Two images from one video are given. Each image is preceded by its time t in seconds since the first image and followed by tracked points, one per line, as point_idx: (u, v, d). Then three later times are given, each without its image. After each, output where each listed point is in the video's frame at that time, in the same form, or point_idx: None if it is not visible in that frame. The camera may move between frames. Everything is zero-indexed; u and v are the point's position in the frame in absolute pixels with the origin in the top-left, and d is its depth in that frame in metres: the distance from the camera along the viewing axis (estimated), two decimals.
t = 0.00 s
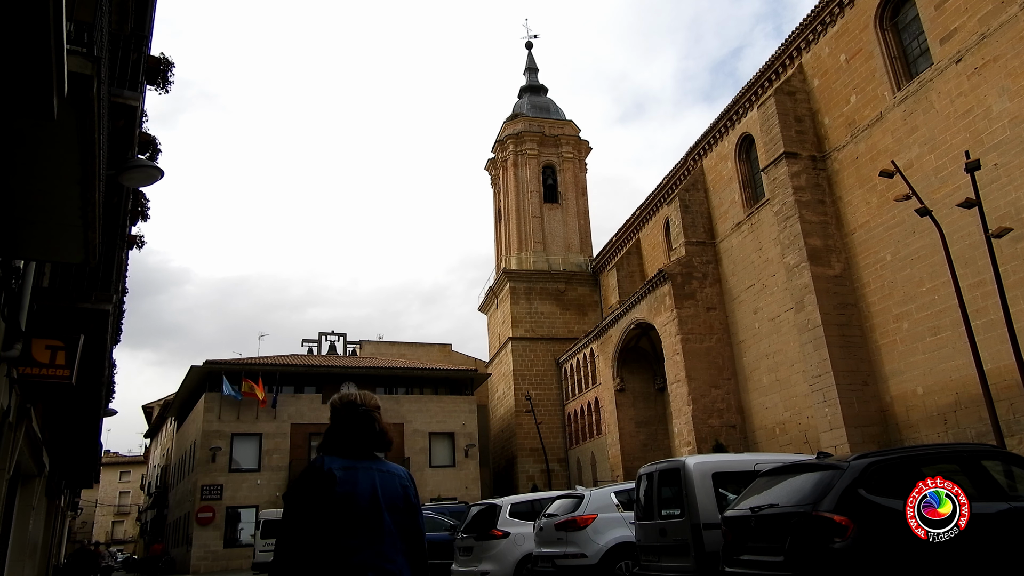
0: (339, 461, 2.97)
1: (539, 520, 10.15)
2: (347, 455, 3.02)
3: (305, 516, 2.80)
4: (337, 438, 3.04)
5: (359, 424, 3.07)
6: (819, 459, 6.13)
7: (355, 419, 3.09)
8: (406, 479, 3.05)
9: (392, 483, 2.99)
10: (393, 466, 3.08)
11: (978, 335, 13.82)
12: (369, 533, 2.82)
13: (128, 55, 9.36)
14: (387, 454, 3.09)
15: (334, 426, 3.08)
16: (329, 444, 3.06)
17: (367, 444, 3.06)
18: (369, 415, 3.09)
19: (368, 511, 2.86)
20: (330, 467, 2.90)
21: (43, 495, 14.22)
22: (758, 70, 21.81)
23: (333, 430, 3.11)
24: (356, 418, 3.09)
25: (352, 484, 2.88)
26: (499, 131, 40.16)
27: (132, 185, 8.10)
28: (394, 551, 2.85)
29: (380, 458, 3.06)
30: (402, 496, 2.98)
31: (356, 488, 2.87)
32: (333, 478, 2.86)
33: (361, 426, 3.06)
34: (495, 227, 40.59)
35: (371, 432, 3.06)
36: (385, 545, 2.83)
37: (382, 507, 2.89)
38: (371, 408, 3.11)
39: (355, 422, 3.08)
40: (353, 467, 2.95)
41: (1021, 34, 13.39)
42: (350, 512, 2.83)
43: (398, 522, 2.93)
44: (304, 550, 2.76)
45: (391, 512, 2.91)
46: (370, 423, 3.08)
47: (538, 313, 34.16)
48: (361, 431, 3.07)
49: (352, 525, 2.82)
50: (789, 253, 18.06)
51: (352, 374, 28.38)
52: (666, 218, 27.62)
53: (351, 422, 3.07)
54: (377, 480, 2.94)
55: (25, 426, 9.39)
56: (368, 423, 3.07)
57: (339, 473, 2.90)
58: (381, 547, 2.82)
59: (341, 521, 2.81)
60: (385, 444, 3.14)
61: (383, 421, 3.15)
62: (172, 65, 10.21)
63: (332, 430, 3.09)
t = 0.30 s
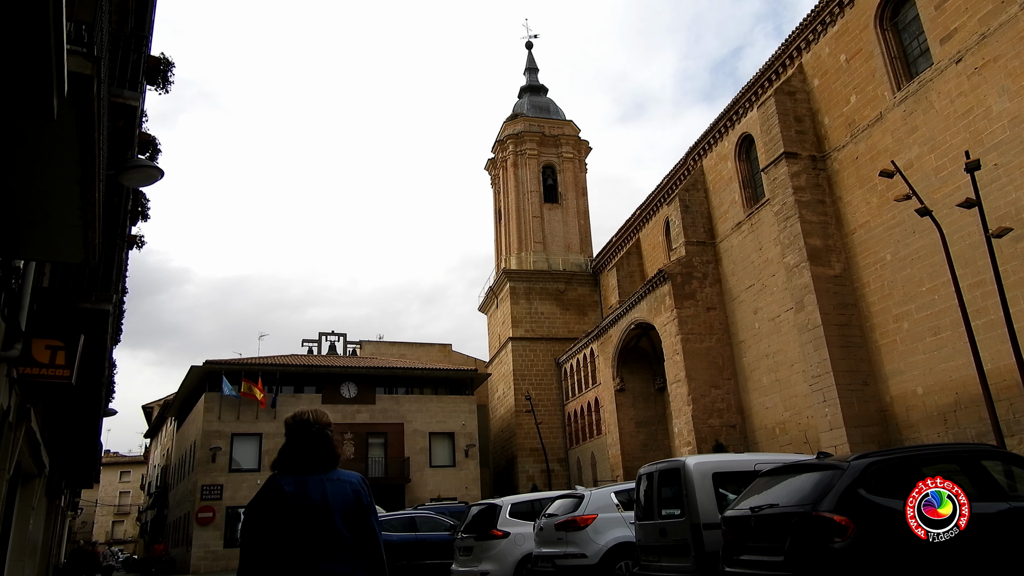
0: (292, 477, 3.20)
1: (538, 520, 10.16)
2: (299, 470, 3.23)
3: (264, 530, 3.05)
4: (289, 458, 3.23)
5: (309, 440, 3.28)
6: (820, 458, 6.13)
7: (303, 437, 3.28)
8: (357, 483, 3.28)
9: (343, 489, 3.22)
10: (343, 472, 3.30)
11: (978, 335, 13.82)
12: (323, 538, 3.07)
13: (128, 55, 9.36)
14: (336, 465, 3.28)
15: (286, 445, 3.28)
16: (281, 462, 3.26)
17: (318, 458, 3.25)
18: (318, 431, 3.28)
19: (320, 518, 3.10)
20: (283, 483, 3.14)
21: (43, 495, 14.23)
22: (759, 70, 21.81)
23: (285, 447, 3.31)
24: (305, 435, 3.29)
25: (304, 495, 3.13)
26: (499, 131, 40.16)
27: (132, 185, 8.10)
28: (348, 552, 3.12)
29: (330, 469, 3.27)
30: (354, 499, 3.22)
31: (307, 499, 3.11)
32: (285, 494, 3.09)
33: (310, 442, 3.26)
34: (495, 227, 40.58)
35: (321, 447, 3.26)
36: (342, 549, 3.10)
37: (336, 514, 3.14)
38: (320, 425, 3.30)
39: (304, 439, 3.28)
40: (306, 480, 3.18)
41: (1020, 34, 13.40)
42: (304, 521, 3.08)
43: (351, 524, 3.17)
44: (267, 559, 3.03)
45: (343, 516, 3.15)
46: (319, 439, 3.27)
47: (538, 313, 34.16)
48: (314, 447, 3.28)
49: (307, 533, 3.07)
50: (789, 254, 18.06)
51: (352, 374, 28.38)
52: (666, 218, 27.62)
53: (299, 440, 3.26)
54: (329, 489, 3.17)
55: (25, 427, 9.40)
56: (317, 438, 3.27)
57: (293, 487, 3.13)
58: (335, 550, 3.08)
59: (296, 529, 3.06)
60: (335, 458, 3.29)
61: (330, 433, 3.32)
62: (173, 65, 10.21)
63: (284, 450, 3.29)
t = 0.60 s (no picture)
0: (264, 484, 3.43)
1: (538, 521, 10.16)
2: (273, 479, 3.47)
3: (237, 531, 3.31)
4: (265, 466, 3.49)
5: (284, 447, 3.51)
6: (820, 459, 6.13)
7: (278, 446, 3.52)
8: (326, 489, 3.50)
9: (310, 495, 3.43)
10: (314, 479, 3.53)
11: (978, 335, 13.81)
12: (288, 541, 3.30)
13: (128, 55, 9.36)
14: (309, 471, 3.53)
15: (263, 453, 3.53)
16: (258, 469, 3.52)
17: (292, 464, 3.50)
18: (292, 439, 3.51)
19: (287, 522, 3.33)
20: (254, 491, 3.38)
21: (43, 495, 14.23)
22: (759, 70, 21.82)
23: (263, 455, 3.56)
24: (280, 442, 3.52)
25: (272, 502, 3.36)
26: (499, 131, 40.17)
27: (133, 185, 8.09)
28: (311, 553, 3.33)
29: (304, 475, 3.52)
30: (320, 504, 3.43)
31: (275, 506, 3.35)
32: (254, 500, 3.34)
33: (284, 451, 3.50)
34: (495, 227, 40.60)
35: (292, 455, 3.49)
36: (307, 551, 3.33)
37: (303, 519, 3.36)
38: (296, 431, 3.52)
39: (280, 447, 3.52)
40: (276, 488, 3.41)
41: (1021, 34, 13.40)
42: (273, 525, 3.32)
43: (317, 526, 3.38)
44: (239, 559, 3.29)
45: (310, 520, 3.37)
46: (291, 447, 3.51)
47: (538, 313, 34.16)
48: (290, 454, 3.52)
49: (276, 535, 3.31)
50: (789, 254, 18.06)
51: (352, 374, 28.37)
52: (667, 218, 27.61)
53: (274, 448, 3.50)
54: (296, 495, 3.40)
55: (25, 427, 9.41)
56: (289, 447, 3.50)
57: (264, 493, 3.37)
58: (298, 551, 3.31)
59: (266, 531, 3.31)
60: (308, 462, 3.55)
61: (305, 441, 3.57)
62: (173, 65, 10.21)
63: (261, 458, 3.54)
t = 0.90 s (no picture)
0: (247, 486, 3.60)
1: (538, 521, 10.16)
2: (256, 483, 3.64)
3: (216, 529, 3.45)
4: (250, 470, 3.65)
5: (271, 455, 3.69)
6: (820, 459, 6.13)
7: (265, 452, 3.69)
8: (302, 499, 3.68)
9: (289, 503, 3.60)
10: (294, 488, 3.71)
11: (978, 335, 13.82)
12: (264, 543, 3.47)
13: (128, 55, 9.36)
14: (291, 481, 3.70)
15: (250, 458, 3.69)
16: (244, 472, 3.68)
17: (276, 472, 3.68)
18: (280, 449, 3.70)
19: (264, 525, 3.50)
20: (240, 491, 3.55)
21: (43, 495, 14.23)
22: (759, 70, 21.82)
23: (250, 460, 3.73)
24: (269, 450, 3.70)
25: (254, 504, 3.52)
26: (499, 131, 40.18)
27: (132, 185, 8.09)
28: (284, 557, 3.50)
29: (285, 484, 3.69)
30: (297, 512, 3.61)
31: (256, 509, 3.51)
32: (240, 500, 3.51)
33: (270, 459, 3.68)
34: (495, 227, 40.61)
35: (279, 464, 3.67)
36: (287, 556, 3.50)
37: (281, 524, 3.53)
38: (285, 443, 3.71)
39: (268, 453, 3.71)
40: (258, 492, 3.58)
41: (1020, 34, 13.40)
42: (251, 527, 3.47)
43: (292, 531, 3.56)
44: (217, 556, 3.41)
45: (286, 525, 3.54)
46: (278, 455, 3.69)
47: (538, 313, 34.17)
48: (275, 463, 3.69)
49: (253, 535, 3.46)
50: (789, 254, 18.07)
51: (352, 374, 28.38)
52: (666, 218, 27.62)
53: (261, 455, 3.67)
54: (276, 502, 3.57)
55: (25, 427, 9.41)
56: (277, 455, 3.68)
57: (246, 493, 3.54)
58: (272, 553, 3.47)
59: (243, 533, 3.46)
60: (292, 472, 3.72)
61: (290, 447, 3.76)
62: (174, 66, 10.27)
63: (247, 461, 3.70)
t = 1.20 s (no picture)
0: (229, 491, 3.75)
1: (538, 521, 10.16)
2: (237, 488, 3.79)
3: (199, 533, 3.61)
4: (230, 476, 3.80)
5: (250, 463, 3.84)
6: (819, 459, 6.13)
7: (245, 459, 3.84)
8: (280, 504, 3.80)
9: (267, 507, 3.74)
10: (270, 492, 3.84)
11: (978, 335, 13.81)
12: (245, 545, 3.59)
13: (128, 55, 9.35)
14: (269, 484, 3.86)
15: (231, 466, 3.85)
16: (225, 480, 3.82)
17: (255, 477, 3.83)
18: (258, 456, 3.85)
19: (244, 527, 3.63)
20: (221, 496, 3.69)
21: (42, 495, 14.22)
22: (759, 71, 21.83)
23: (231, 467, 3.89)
24: (249, 458, 3.85)
25: (235, 509, 3.66)
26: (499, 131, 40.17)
27: (132, 185, 8.09)
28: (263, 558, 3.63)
29: (263, 489, 3.83)
30: (275, 515, 3.74)
31: (237, 513, 3.65)
32: (221, 504, 3.65)
33: (250, 466, 3.82)
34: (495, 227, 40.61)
35: (256, 471, 3.81)
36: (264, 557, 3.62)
37: (258, 526, 3.66)
38: (261, 449, 3.84)
39: (248, 461, 3.85)
40: (240, 497, 3.72)
41: (1020, 34, 13.41)
42: (231, 531, 3.61)
43: (270, 533, 3.70)
44: (200, 558, 3.57)
45: (264, 528, 3.68)
46: (256, 463, 3.84)
47: (538, 313, 34.17)
48: (253, 469, 3.84)
49: (232, 537, 3.60)
50: (789, 254, 18.07)
51: (352, 374, 28.38)
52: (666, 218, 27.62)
53: (240, 463, 3.81)
54: (255, 507, 3.70)
55: (25, 426, 9.39)
56: (256, 461, 3.83)
57: (227, 499, 3.69)
58: (251, 555, 3.59)
59: (223, 536, 3.59)
60: (269, 476, 3.88)
61: (269, 455, 3.93)
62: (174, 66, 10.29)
63: (229, 469, 3.86)
